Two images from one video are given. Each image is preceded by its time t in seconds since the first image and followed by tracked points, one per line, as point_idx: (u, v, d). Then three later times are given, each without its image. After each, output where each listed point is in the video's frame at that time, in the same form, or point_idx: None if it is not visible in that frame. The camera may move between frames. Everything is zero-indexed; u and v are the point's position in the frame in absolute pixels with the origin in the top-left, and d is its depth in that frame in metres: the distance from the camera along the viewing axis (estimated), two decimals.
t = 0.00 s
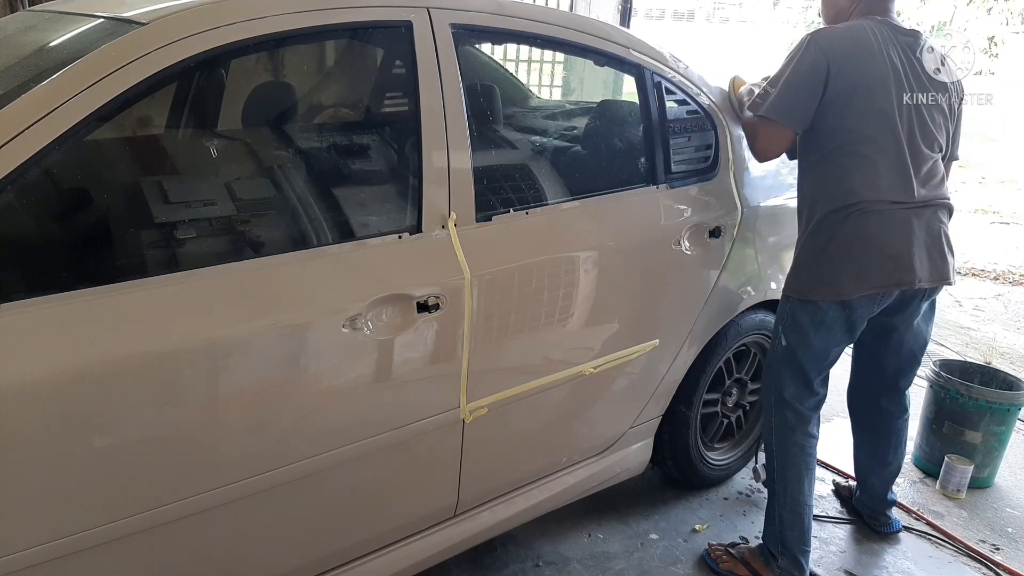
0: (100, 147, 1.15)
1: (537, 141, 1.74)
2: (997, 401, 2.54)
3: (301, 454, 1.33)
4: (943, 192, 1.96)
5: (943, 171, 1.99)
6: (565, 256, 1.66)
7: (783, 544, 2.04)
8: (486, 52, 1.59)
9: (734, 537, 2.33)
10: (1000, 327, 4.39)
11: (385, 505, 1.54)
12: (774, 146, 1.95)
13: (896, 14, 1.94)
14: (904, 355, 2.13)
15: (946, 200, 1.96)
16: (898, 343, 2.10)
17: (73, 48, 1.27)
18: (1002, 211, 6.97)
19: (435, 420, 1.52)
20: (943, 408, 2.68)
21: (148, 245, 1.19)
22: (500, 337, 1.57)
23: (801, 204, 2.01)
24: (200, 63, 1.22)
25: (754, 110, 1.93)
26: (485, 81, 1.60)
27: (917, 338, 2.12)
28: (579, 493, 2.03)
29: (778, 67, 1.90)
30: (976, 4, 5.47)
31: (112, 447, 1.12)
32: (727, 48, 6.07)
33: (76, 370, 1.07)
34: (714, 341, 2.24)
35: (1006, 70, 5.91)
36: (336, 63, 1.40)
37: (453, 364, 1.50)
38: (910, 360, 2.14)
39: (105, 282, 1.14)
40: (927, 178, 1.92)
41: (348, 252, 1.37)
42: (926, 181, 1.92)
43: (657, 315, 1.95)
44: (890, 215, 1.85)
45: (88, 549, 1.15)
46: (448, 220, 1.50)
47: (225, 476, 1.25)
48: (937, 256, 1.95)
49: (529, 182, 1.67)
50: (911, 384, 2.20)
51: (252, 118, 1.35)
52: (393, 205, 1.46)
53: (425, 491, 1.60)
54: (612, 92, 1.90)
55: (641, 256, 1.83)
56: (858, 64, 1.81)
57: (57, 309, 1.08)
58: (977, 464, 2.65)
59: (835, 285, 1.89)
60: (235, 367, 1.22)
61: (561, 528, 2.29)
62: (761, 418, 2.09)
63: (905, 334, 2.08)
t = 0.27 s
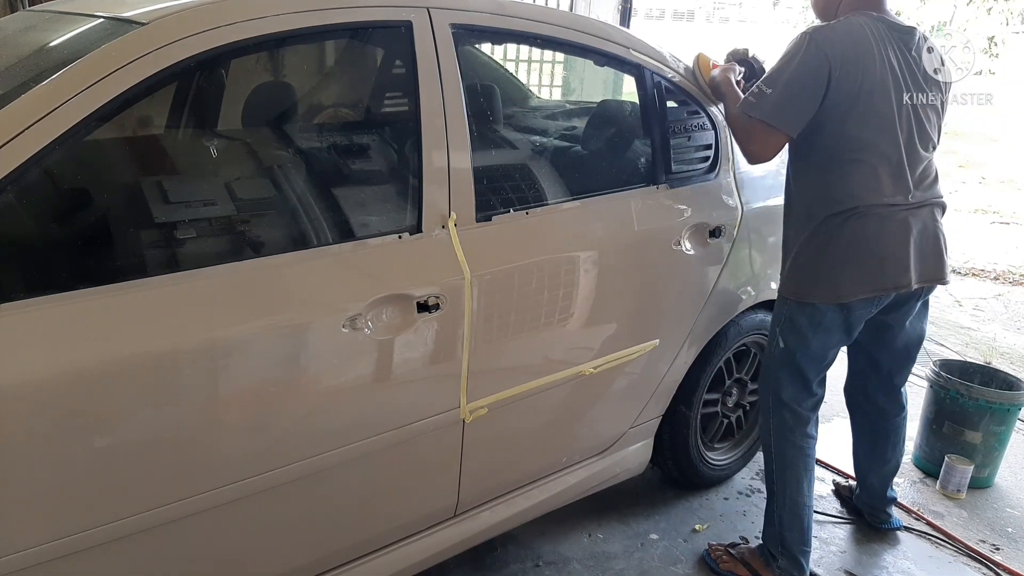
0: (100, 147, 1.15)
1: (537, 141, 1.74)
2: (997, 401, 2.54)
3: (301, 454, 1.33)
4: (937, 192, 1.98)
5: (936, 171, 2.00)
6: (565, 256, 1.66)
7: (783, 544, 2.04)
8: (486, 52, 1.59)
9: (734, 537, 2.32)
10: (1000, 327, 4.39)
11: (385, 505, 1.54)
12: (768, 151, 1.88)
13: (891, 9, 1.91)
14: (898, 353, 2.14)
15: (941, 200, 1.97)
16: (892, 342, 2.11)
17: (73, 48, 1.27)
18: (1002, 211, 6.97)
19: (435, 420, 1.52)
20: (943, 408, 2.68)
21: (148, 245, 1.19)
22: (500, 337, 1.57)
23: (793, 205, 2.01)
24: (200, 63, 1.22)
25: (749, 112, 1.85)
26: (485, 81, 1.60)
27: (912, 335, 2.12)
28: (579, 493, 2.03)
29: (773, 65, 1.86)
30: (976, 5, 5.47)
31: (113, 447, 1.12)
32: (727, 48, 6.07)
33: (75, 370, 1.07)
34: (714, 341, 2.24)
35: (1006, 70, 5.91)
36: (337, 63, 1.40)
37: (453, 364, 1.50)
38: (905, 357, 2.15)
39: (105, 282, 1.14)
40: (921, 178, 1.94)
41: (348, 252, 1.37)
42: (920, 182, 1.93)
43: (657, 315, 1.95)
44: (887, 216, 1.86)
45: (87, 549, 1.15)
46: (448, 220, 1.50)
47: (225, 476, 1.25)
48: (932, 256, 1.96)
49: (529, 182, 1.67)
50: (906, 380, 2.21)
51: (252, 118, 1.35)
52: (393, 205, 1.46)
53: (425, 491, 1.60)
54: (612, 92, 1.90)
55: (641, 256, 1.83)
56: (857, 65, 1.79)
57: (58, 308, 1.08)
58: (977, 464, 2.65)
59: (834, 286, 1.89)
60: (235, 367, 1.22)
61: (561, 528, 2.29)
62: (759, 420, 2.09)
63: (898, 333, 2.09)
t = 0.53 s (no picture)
0: (100, 147, 1.15)
1: (537, 141, 1.74)
2: (997, 401, 2.54)
3: (301, 454, 1.33)
4: (937, 192, 1.97)
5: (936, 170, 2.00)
6: (565, 256, 1.66)
7: (785, 544, 2.04)
8: (486, 52, 1.59)
9: (734, 537, 2.32)
10: (1000, 327, 4.39)
11: (385, 505, 1.54)
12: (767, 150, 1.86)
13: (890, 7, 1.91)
14: (904, 358, 2.14)
15: (940, 200, 1.97)
16: (896, 342, 2.10)
17: (72, 48, 1.27)
18: (1002, 211, 6.97)
19: (435, 420, 1.52)
20: (943, 408, 2.68)
21: (149, 245, 1.19)
22: (500, 337, 1.57)
23: (790, 204, 2.02)
24: (200, 63, 1.22)
25: (752, 108, 1.81)
26: (485, 81, 1.60)
27: (915, 339, 2.12)
28: (579, 493, 2.03)
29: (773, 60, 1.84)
30: (976, 5, 5.47)
31: (113, 447, 1.12)
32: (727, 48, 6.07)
33: (74, 370, 1.07)
34: (714, 341, 2.24)
35: (1006, 70, 5.91)
36: (336, 63, 1.40)
37: (453, 364, 1.50)
38: (908, 359, 2.14)
39: (105, 282, 1.14)
40: (920, 176, 1.93)
41: (348, 252, 1.37)
42: (919, 181, 1.93)
43: (657, 315, 1.95)
44: (887, 216, 1.86)
45: (87, 549, 1.15)
46: (448, 220, 1.50)
47: (225, 476, 1.25)
48: (932, 254, 1.96)
49: (529, 182, 1.67)
50: (911, 384, 2.20)
51: (252, 118, 1.35)
52: (393, 205, 1.46)
53: (424, 491, 1.60)
54: (612, 92, 1.91)
55: (641, 256, 1.83)
56: (856, 62, 1.79)
57: (58, 309, 1.08)
58: (977, 464, 2.65)
59: (833, 285, 1.89)
60: (235, 367, 1.22)
61: (561, 528, 2.29)
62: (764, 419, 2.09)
63: (902, 334, 2.08)
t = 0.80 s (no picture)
0: (100, 147, 1.15)
1: (537, 141, 1.74)
2: (997, 401, 2.54)
3: (301, 454, 1.33)
4: (939, 191, 1.96)
5: (938, 170, 1.99)
6: (565, 256, 1.66)
7: (785, 544, 2.04)
8: (486, 52, 1.59)
9: (734, 537, 2.32)
10: (1000, 327, 4.39)
11: (386, 505, 1.54)
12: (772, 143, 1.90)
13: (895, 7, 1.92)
14: (901, 357, 2.15)
15: (942, 200, 1.96)
16: (895, 341, 2.11)
17: (73, 48, 1.27)
18: (1002, 211, 6.97)
19: (435, 420, 1.52)
20: (943, 408, 2.68)
21: (149, 245, 1.19)
22: (500, 337, 1.57)
23: (794, 200, 2.02)
24: (200, 63, 1.22)
25: (754, 104, 1.86)
26: (486, 81, 1.60)
27: (913, 339, 2.13)
28: (579, 493, 2.03)
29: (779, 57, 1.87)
30: (976, 5, 5.46)
31: (112, 447, 1.12)
32: (727, 48, 6.07)
33: (74, 370, 1.07)
34: (714, 342, 2.24)
35: (1006, 70, 5.90)
36: (336, 63, 1.40)
37: (453, 364, 1.50)
38: (905, 359, 2.15)
39: (104, 282, 1.14)
40: (921, 176, 1.92)
41: (348, 252, 1.38)
42: (921, 180, 1.92)
43: (657, 315, 1.95)
44: (886, 214, 1.85)
45: (87, 549, 1.15)
46: (448, 220, 1.50)
47: (225, 477, 1.25)
48: (931, 255, 1.94)
49: (529, 182, 1.67)
50: (907, 385, 2.22)
51: (252, 118, 1.35)
52: (393, 205, 1.46)
53: (424, 491, 1.60)
54: (612, 92, 1.90)
55: (641, 256, 1.83)
56: (855, 59, 1.79)
57: (57, 309, 1.08)
58: (977, 464, 2.65)
59: (830, 283, 1.89)
60: (235, 367, 1.22)
61: (561, 528, 2.29)
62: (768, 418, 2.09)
63: (901, 333, 2.08)
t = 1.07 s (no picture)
0: (100, 147, 1.15)
1: (537, 141, 1.73)
2: (998, 401, 2.54)
3: (300, 455, 1.33)
4: (939, 191, 1.96)
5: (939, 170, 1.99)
6: (565, 256, 1.66)
7: (785, 544, 2.04)
8: (486, 52, 1.59)
9: (734, 537, 2.32)
10: (1000, 327, 4.39)
11: (386, 505, 1.54)
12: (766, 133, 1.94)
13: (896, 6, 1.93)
14: (901, 357, 2.15)
15: (942, 199, 1.96)
16: (894, 341, 2.11)
17: (73, 48, 1.27)
18: (1002, 211, 6.97)
19: (435, 420, 1.52)
20: (943, 408, 2.68)
21: (148, 245, 1.19)
22: (501, 337, 1.57)
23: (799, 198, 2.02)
24: (200, 63, 1.22)
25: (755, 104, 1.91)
26: (486, 81, 1.60)
27: (912, 339, 2.13)
28: (579, 493, 2.03)
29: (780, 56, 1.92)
30: (976, 5, 5.46)
31: (112, 447, 1.12)
32: (727, 48, 6.07)
33: (74, 370, 1.07)
34: (714, 342, 2.24)
35: (1006, 69, 5.90)
36: (336, 63, 1.40)
37: (453, 364, 1.50)
38: (904, 360, 2.15)
39: (104, 282, 1.14)
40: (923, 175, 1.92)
41: (347, 252, 1.37)
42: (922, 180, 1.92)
43: (657, 315, 1.95)
44: (887, 214, 1.85)
45: (86, 549, 1.15)
46: (448, 220, 1.50)
47: (225, 477, 1.25)
48: (931, 254, 1.94)
49: (529, 182, 1.67)
50: (906, 385, 2.22)
51: (253, 118, 1.35)
52: (393, 205, 1.46)
53: (424, 491, 1.60)
54: (612, 92, 1.90)
55: (641, 256, 1.83)
56: (853, 58, 1.81)
57: (57, 309, 1.08)
58: (977, 464, 2.65)
59: (829, 282, 1.89)
60: (234, 367, 1.22)
61: (561, 528, 2.29)
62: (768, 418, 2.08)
63: (900, 333, 2.09)
